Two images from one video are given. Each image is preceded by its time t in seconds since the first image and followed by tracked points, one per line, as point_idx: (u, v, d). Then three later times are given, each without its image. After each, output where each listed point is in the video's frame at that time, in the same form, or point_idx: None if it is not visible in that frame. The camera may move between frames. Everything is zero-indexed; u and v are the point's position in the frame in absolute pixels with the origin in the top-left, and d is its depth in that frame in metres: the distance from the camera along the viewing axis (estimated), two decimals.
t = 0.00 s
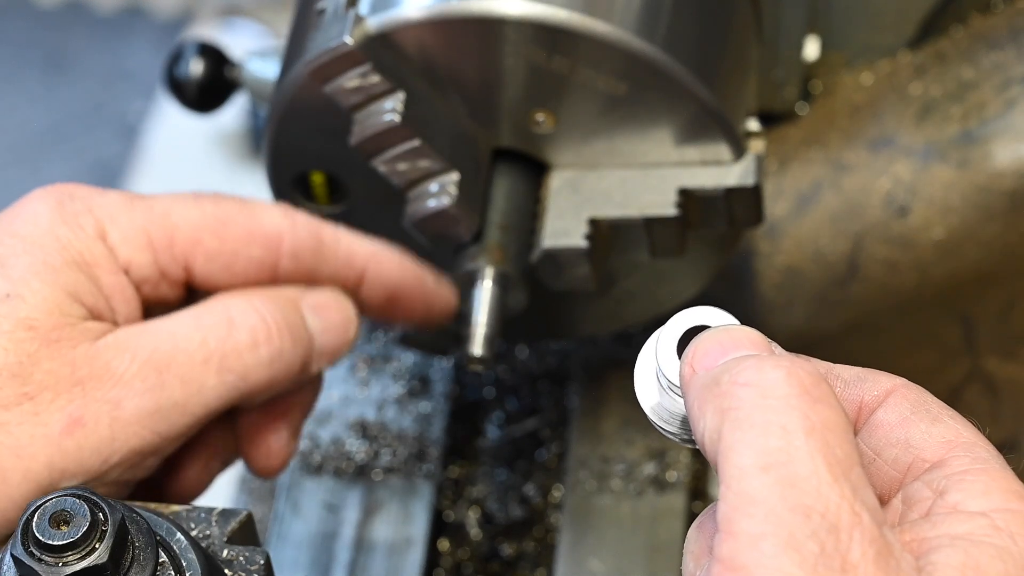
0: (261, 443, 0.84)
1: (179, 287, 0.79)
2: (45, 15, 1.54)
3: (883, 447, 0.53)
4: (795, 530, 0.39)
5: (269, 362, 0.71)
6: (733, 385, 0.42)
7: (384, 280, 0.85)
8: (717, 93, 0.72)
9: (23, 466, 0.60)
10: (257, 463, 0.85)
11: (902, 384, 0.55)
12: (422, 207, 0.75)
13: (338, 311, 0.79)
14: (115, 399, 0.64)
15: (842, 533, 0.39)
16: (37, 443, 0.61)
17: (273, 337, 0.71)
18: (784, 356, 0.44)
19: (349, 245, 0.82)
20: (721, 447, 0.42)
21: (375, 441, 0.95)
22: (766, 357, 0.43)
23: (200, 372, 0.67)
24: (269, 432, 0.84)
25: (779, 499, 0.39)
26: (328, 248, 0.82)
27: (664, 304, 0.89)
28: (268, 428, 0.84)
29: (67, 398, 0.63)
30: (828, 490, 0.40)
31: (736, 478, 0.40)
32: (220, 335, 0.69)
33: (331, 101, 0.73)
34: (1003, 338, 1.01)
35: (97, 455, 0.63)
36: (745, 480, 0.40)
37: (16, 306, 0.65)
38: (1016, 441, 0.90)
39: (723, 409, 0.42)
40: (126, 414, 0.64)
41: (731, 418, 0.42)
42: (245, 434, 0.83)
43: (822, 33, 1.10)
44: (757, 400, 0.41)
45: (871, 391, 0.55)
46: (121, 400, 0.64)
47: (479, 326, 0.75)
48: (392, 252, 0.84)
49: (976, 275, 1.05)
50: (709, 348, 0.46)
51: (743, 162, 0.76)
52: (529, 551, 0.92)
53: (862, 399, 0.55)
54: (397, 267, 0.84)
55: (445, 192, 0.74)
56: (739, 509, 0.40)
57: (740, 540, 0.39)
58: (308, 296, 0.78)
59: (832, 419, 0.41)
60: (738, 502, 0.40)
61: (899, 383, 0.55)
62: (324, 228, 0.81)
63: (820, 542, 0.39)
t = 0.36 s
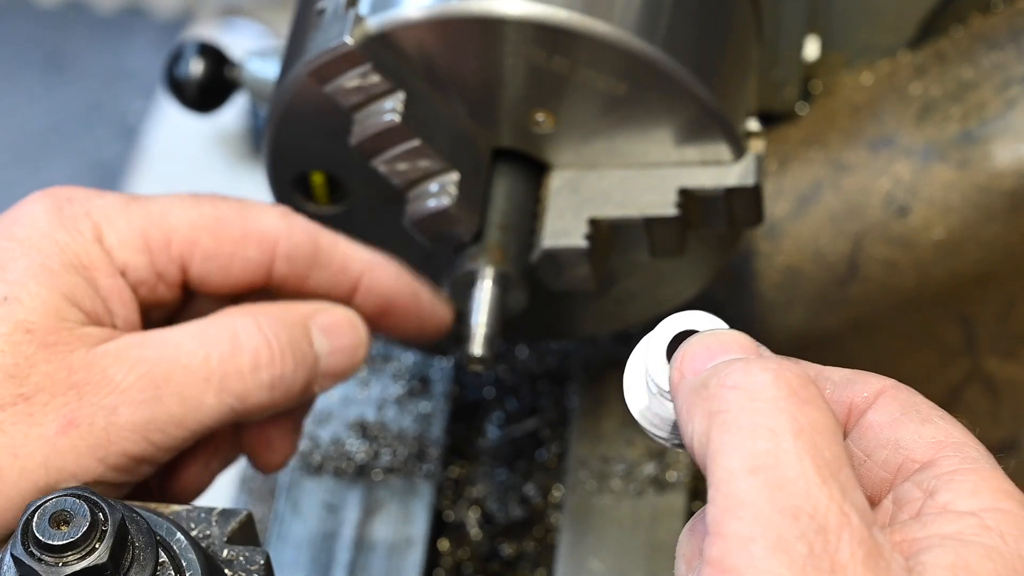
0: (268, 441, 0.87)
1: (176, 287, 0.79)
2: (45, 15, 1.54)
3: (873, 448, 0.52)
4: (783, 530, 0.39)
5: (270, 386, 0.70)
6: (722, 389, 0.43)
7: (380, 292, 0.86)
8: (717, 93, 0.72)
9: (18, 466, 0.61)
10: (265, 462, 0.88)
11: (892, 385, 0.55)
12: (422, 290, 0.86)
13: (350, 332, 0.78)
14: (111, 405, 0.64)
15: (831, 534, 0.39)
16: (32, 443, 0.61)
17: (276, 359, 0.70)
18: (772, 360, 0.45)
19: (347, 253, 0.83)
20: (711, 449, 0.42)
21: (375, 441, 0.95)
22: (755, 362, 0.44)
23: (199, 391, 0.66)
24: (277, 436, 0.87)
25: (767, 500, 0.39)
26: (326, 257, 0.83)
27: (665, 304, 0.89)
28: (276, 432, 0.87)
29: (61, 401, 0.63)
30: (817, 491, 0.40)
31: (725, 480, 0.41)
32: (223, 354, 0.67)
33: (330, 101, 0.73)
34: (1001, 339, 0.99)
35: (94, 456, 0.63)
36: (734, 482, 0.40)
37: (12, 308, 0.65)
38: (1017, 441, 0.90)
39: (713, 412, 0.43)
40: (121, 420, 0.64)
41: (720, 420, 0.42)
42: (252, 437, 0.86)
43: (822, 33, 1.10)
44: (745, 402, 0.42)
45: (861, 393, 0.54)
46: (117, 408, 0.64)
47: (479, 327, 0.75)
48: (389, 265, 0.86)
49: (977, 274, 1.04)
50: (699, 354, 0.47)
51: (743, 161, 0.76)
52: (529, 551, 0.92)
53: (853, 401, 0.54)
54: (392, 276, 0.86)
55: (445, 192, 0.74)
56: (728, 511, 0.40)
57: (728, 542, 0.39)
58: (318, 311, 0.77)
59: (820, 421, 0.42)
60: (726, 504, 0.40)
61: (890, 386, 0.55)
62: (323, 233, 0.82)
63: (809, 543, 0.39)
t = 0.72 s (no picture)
0: (281, 457, 0.86)
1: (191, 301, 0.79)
2: (46, 15, 1.54)
3: (856, 455, 0.53)
4: (765, 537, 0.39)
5: (275, 387, 0.69)
6: (699, 402, 0.43)
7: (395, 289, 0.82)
8: (717, 93, 0.72)
9: (22, 462, 0.61)
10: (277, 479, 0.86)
11: (872, 391, 0.55)
12: (435, 279, 0.81)
13: (358, 340, 0.76)
14: (117, 404, 0.64)
15: (812, 538, 0.39)
16: (35, 440, 0.61)
17: (281, 361, 0.69)
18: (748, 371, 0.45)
19: (361, 256, 0.81)
20: (691, 461, 0.42)
21: (375, 441, 0.95)
22: (731, 373, 0.44)
23: (204, 391, 0.66)
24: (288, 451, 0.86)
25: (748, 509, 0.39)
26: (340, 263, 0.81)
27: (665, 304, 0.89)
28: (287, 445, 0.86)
29: (68, 400, 0.63)
30: (796, 497, 0.40)
31: (706, 490, 0.40)
32: (228, 355, 0.67)
33: (331, 101, 0.74)
34: (1001, 339, 0.98)
35: (98, 454, 0.63)
36: (715, 493, 0.40)
37: (23, 311, 0.66)
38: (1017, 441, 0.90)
39: (690, 425, 0.43)
40: (127, 419, 0.64)
41: (699, 434, 0.42)
42: (263, 451, 0.86)
43: (822, 33, 1.10)
44: (722, 415, 0.42)
45: (842, 399, 0.55)
46: (123, 407, 0.64)
47: (479, 327, 0.75)
48: (403, 263, 0.82)
49: (978, 274, 1.02)
50: (676, 366, 0.46)
51: (743, 161, 0.76)
52: (529, 552, 0.92)
53: (834, 408, 0.55)
54: (408, 274, 0.82)
55: (445, 192, 0.74)
56: (710, 520, 0.40)
57: (711, 551, 0.39)
58: (323, 320, 0.75)
59: (797, 428, 0.41)
60: (708, 514, 0.40)
61: (873, 392, 0.55)
62: (336, 240, 0.80)
63: (791, 548, 0.39)
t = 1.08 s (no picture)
0: (246, 472, 0.81)
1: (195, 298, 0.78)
2: (46, 15, 1.54)
3: (852, 454, 0.53)
4: (760, 538, 0.39)
5: (274, 382, 0.69)
6: (695, 402, 0.43)
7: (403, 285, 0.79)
8: (717, 93, 0.72)
9: (21, 455, 0.61)
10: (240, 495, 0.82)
11: (869, 390, 0.55)
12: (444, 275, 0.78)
13: (350, 337, 0.76)
14: (118, 398, 0.64)
15: (808, 538, 0.39)
16: (37, 434, 0.62)
17: (280, 355, 0.69)
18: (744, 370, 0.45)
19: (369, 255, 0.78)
20: (686, 461, 0.42)
21: (375, 441, 0.95)
22: (727, 372, 0.44)
23: (203, 384, 0.65)
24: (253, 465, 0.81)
25: (743, 509, 0.39)
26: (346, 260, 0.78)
27: (665, 304, 0.89)
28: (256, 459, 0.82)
29: (69, 393, 0.64)
30: (791, 497, 0.40)
31: (701, 490, 0.40)
32: (226, 349, 0.67)
33: (330, 101, 0.73)
34: (1000, 338, 1.00)
35: (96, 449, 0.63)
36: (710, 494, 0.40)
37: (28, 303, 0.66)
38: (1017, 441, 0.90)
39: (685, 425, 0.42)
40: (125, 413, 0.64)
41: (694, 433, 0.42)
42: (232, 461, 0.81)
43: (822, 33, 1.10)
44: (718, 415, 0.42)
45: (838, 399, 0.55)
46: (122, 401, 0.64)
47: (479, 327, 0.75)
48: (412, 259, 0.79)
49: (978, 273, 1.04)
50: (673, 365, 0.46)
51: (743, 161, 0.76)
52: (529, 551, 0.92)
53: (830, 408, 0.55)
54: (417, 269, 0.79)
55: (445, 192, 0.74)
56: (705, 520, 0.40)
57: (706, 551, 0.39)
58: (320, 318, 0.76)
59: (792, 427, 0.41)
60: (703, 514, 0.40)
61: (870, 391, 0.55)
62: (343, 237, 0.77)
63: (786, 548, 0.39)
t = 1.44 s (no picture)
0: (254, 473, 0.83)
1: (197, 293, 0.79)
2: (46, 15, 1.54)
3: (850, 457, 0.53)
4: (759, 540, 0.39)
5: (278, 390, 0.69)
6: (695, 408, 0.43)
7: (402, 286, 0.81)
8: (717, 93, 0.72)
9: (19, 454, 0.61)
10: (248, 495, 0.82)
11: (867, 394, 0.55)
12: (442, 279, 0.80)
13: (357, 345, 0.77)
14: (116, 400, 0.64)
15: (807, 540, 0.39)
16: (34, 432, 0.62)
17: (285, 364, 0.69)
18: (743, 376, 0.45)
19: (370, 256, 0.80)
20: (687, 466, 0.42)
21: (375, 441, 0.95)
22: (727, 379, 0.44)
23: (206, 390, 0.65)
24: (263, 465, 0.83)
25: (743, 512, 0.39)
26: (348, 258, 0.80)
27: (665, 303, 0.89)
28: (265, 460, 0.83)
29: (67, 392, 0.63)
30: (791, 500, 0.40)
31: (702, 495, 0.40)
32: (231, 354, 0.67)
33: (330, 101, 0.73)
34: (999, 338, 1.00)
35: (93, 450, 0.63)
36: (711, 498, 0.40)
37: (25, 299, 0.66)
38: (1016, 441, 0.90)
39: (686, 431, 0.42)
40: (125, 414, 0.63)
41: (695, 439, 0.42)
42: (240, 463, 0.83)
43: (822, 33, 1.10)
44: (718, 421, 0.42)
45: (836, 402, 0.55)
46: (120, 402, 0.64)
47: (479, 327, 0.75)
48: (412, 262, 0.81)
49: (977, 273, 1.03)
50: (671, 368, 0.46)
51: (743, 161, 0.76)
52: (529, 552, 0.92)
53: (828, 411, 0.55)
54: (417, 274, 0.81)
55: (445, 192, 0.74)
56: (706, 524, 0.40)
57: (706, 554, 0.39)
58: (326, 324, 0.76)
59: (790, 431, 0.42)
60: (704, 518, 0.40)
61: (868, 396, 0.55)
62: (344, 237, 0.79)
63: (786, 550, 0.39)
